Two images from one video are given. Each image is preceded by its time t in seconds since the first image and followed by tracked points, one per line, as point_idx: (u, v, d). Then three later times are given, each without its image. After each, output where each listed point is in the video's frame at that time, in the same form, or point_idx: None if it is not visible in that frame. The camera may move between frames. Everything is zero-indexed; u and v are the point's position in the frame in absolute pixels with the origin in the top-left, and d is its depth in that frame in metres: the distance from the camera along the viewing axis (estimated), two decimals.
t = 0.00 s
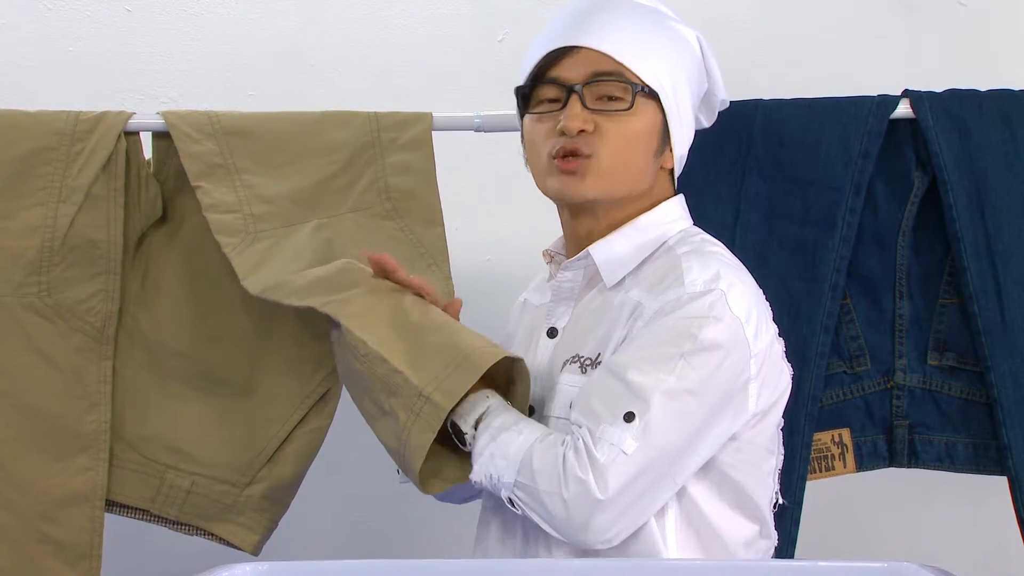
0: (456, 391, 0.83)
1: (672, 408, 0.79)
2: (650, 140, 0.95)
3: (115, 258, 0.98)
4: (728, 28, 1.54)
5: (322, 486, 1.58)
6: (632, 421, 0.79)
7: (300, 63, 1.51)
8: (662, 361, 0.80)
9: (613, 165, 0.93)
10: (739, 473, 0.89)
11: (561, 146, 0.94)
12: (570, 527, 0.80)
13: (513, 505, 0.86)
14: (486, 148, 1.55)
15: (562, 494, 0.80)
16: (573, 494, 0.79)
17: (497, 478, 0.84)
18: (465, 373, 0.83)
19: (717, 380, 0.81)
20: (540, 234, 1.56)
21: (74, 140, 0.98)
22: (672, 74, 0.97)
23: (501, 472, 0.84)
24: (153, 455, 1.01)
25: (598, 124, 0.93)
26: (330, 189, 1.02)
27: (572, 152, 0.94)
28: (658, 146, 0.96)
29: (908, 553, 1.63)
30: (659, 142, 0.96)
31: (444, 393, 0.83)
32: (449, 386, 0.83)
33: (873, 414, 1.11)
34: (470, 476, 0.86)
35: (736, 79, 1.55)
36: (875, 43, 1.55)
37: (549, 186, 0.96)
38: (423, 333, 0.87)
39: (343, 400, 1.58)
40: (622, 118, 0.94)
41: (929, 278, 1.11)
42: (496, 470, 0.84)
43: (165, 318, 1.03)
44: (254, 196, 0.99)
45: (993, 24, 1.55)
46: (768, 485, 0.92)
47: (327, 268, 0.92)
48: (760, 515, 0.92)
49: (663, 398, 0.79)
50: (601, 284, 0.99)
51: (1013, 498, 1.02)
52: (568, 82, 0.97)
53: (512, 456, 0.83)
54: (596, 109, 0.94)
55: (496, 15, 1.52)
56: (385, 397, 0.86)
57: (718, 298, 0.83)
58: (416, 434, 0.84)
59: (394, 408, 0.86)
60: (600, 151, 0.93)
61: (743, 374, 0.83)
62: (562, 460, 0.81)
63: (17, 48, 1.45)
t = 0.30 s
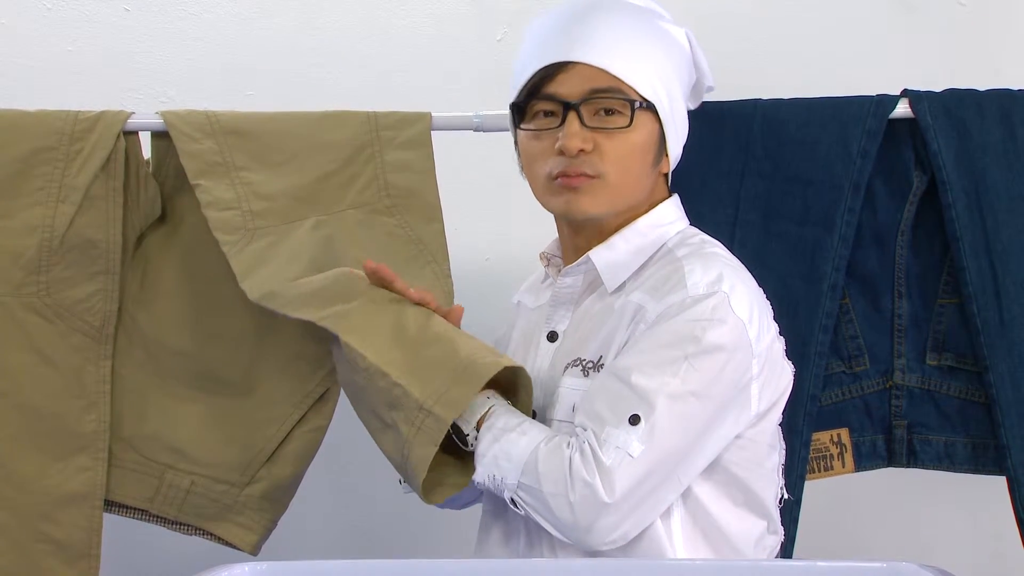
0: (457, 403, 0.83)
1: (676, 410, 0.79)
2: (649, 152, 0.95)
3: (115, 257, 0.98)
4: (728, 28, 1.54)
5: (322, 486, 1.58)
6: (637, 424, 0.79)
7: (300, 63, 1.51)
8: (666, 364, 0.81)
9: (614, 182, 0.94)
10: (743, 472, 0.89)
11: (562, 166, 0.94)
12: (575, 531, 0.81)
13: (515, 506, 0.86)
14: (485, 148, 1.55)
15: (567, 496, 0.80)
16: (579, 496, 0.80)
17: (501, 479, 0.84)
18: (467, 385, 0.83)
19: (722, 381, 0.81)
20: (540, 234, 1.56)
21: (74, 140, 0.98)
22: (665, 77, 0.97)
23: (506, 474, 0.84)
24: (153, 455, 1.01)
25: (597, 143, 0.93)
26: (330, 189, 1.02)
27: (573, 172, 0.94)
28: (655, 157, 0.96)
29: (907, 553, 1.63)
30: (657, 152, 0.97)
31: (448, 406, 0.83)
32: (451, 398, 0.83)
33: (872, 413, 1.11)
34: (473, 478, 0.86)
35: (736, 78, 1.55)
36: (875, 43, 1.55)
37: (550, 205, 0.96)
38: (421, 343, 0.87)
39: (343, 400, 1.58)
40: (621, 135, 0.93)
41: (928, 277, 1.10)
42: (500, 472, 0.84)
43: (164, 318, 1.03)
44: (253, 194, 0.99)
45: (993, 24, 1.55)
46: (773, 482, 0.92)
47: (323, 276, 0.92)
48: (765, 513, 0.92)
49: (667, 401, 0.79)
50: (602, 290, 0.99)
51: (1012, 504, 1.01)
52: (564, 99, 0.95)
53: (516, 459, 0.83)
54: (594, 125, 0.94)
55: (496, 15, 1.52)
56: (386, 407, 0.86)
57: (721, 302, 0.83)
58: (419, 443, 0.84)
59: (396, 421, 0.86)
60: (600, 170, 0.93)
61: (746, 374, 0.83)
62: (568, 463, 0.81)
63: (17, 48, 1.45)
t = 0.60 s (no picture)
0: (471, 404, 0.83)
1: (680, 409, 0.79)
2: (648, 150, 0.95)
3: (115, 258, 0.98)
4: (728, 28, 1.54)
5: (323, 487, 1.58)
6: (640, 422, 0.79)
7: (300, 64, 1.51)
8: (669, 362, 0.81)
9: (615, 178, 0.93)
10: (745, 471, 0.89)
11: (561, 163, 0.94)
12: (576, 525, 0.81)
13: (518, 500, 0.86)
14: (485, 149, 1.55)
15: (570, 493, 0.80)
16: (583, 494, 0.79)
17: (504, 472, 0.84)
18: (481, 385, 0.83)
19: (725, 377, 0.81)
20: (540, 235, 1.56)
21: (74, 140, 0.97)
22: (665, 74, 0.97)
23: (508, 467, 0.84)
24: (152, 455, 1.01)
25: (598, 140, 0.93)
26: (330, 189, 1.02)
27: (573, 169, 0.93)
28: (654, 154, 0.97)
29: (908, 553, 1.63)
30: (656, 150, 0.97)
31: (463, 406, 0.83)
32: (469, 399, 0.83)
33: (873, 413, 1.11)
34: (475, 471, 0.86)
35: (736, 79, 1.55)
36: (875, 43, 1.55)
37: (551, 203, 0.96)
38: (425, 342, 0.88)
39: (343, 400, 1.58)
40: (621, 132, 0.93)
41: (929, 277, 1.10)
42: (503, 465, 0.84)
43: (165, 318, 1.03)
44: (253, 193, 0.99)
45: (993, 23, 1.55)
46: (775, 481, 0.92)
47: (330, 271, 0.92)
48: (765, 513, 0.92)
49: (671, 398, 0.79)
50: (603, 288, 0.99)
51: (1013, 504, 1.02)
52: (563, 97, 0.95)
53: (519, 452, 0.83)
54: (593, 123, 0.93)
55: (495, 15, 1.51)
56: (394, 403, 0.86)
57: (723, 299, 0.83)
58: (426, 442, 0.84)
59: (405, 419, 0.85)
60: (601, 166, 0.93)
61: (748, 372, 0.84)
62: (571, 459, 0.81)
63: (17, 49, 1.45)
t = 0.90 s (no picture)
0: (456, 407, 0.83)
1: (681, 410, 0.79)
2: (653, 151, 0.96)
3: (115, 257, 0.98)
4: (728, 28, 1.54)
5: (323, 487, 1.58)
6: (641, 423, 0.79)
7: (300, 63, 1.51)
8: (670, 364, 0.81)
9: (618, 180, 0.94)
10: (745, 472, 0.89)
11: (565, 165, 0.94)
12: (578, 528, 0.81)
13: (519, 507, 0.86)
14: (485, 149, 1.55)
15: (571, 495, 0.80)
16: (583, 495, 0.79)
17: (504, 479, 0.84)
18: (467, 389, 0.83)
19: (725, 380, 0.81)
20: (541, 235, 1.56)
21: (74, 140, 0.97)
22: (671, 76, 0.97)
23: (509, 474, 0.84)
24: (152, 455, 1.02)
25: (602, 142, 0.93)
26: (330, 189, 1.02)
27: (577, 171, 0.94)
28: (659, 155, 0.97)
29: (907, 553, 1.63)
30: (661, 152, 0.97)
31: (446, 408, 0.83)
32: (450, 402, 0.83)
33: (873, 414, 1.11)
34: (476, 478, 0.86)
35: (736, 79, 1.55)
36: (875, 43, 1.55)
37: (554, 203, 0.96)
38: (421, 344, 0.87)
39: (343, 401, 1.58)
40: (626, 134, 0.93)
41: (930, 277, 1.10)
42: (503, 472, 0.84)
43: (165, 317, 1.03)
44: (254, 196, 0.99)
45: (993, 23, 1.55)
46: (778, 482, 0.92)
47: (325, 275, 0.93)
48: (765, 513, 0.91)
49: (672, 399, 0.79)
50: (606, 289, 0.99)
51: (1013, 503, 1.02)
52: (568, 98, 0.95)
53: (518, 458, 0.84)
54: (598, 125, 0.93)
55: (495, 15, 1.51)
56: (384, 412, 0.86)
57: (725, 300, 0.83)
58: (416, 447, 0.84)
59: (394, 426, 0.86)
60: (605, 169, 0.93)
61: (750, 373, 0.84)
62: (571, 462, 0.81)
63: (17, 48, 1.45)
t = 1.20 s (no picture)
0: (466, 412, 0.83)
1: (684, 412, 0.80)
2: (653, 153, 0.96)
3: (115, 257, 0.98)
4: (728, 27, 1.54)
5: (323, 487, 1.58)
6: (644, 425, 0.79)
7: (300, 63, 1.51)
8: (671, 365, 0.81)
9: (619, 184, 0.94)
10: (745, 472, 0.89)
11: (567, 169, 0.94)
12: (579, 528, 0.81)
13: (517, 501, 0.86)
14: (485, 149, 1.55)
15: (572, 495, 0.80)
16: (586, 496, 0.79)
17: (503, 475, 0.84)
18: (478, 395, 0.83)
19: (726, 382, 0.81)
20: (541, 235, 1.56)
21: (74, 140, 0.97)
22: (672, 78, 0.97)
23: (508, 470, 0.84)
24: (153, 455, 1.02)
25: (603, 146, 0.93)
26: (330, 189, 1.02)
27: (578, 175, 0.94)
28: (660, 157, 0.97)
29: (907, 553, 1.63)
30: (661, 153, 0.97)
31: (456, 413, 0.83)
32: (461, 407, 0.83)
33: (873, 414, 1.11)
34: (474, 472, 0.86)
35: (736, 79, 1.55)
36: (875, 42, 1.55)
37: (555, 206, 0.96)
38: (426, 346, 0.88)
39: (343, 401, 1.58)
40: (627, 137, 0.93)
41: (930, 277, 1.10)
42: (502, 468, 0.84)
43: (166, 317, 1.03)
44: (254, 193, 0.99)
45: (993, 22, 1.55)
46: (778, 482, 0.92)
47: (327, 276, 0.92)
48: (765, 513, 0.91)
49: (674, 400, 0.79)
50: (607, 289, 0.99)
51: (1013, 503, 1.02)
52: (569, 101, 0.95)
53: (518, 455, 0.83)
54: (599, 128, 0.94)
55: (495, 14, 1.51)
56: (389, 413, 0.87)
57: (726, 301, 0.83)
58: (423, 451, 0.84)
59: (401, 427, 0.86)
60: (606, 173, 0.93)
61: (751, 374, 0.84)
62: (573, 462, 0.80)
63: (18, 49, 1.45)
